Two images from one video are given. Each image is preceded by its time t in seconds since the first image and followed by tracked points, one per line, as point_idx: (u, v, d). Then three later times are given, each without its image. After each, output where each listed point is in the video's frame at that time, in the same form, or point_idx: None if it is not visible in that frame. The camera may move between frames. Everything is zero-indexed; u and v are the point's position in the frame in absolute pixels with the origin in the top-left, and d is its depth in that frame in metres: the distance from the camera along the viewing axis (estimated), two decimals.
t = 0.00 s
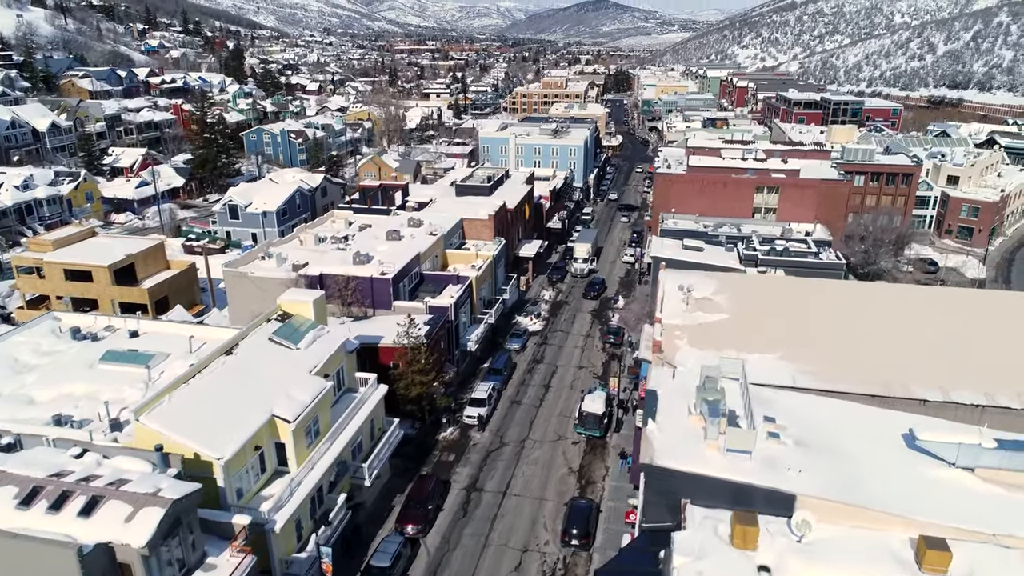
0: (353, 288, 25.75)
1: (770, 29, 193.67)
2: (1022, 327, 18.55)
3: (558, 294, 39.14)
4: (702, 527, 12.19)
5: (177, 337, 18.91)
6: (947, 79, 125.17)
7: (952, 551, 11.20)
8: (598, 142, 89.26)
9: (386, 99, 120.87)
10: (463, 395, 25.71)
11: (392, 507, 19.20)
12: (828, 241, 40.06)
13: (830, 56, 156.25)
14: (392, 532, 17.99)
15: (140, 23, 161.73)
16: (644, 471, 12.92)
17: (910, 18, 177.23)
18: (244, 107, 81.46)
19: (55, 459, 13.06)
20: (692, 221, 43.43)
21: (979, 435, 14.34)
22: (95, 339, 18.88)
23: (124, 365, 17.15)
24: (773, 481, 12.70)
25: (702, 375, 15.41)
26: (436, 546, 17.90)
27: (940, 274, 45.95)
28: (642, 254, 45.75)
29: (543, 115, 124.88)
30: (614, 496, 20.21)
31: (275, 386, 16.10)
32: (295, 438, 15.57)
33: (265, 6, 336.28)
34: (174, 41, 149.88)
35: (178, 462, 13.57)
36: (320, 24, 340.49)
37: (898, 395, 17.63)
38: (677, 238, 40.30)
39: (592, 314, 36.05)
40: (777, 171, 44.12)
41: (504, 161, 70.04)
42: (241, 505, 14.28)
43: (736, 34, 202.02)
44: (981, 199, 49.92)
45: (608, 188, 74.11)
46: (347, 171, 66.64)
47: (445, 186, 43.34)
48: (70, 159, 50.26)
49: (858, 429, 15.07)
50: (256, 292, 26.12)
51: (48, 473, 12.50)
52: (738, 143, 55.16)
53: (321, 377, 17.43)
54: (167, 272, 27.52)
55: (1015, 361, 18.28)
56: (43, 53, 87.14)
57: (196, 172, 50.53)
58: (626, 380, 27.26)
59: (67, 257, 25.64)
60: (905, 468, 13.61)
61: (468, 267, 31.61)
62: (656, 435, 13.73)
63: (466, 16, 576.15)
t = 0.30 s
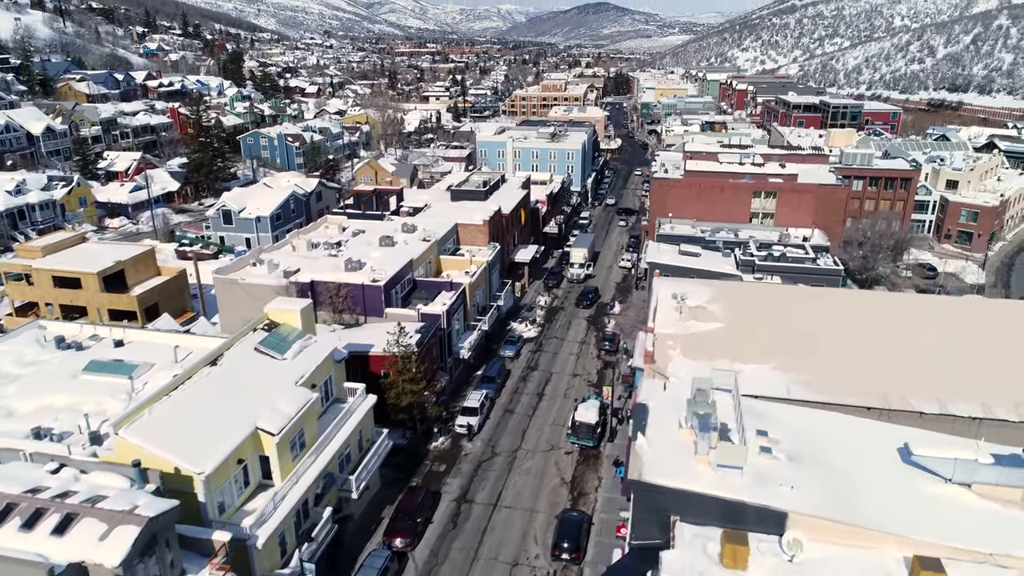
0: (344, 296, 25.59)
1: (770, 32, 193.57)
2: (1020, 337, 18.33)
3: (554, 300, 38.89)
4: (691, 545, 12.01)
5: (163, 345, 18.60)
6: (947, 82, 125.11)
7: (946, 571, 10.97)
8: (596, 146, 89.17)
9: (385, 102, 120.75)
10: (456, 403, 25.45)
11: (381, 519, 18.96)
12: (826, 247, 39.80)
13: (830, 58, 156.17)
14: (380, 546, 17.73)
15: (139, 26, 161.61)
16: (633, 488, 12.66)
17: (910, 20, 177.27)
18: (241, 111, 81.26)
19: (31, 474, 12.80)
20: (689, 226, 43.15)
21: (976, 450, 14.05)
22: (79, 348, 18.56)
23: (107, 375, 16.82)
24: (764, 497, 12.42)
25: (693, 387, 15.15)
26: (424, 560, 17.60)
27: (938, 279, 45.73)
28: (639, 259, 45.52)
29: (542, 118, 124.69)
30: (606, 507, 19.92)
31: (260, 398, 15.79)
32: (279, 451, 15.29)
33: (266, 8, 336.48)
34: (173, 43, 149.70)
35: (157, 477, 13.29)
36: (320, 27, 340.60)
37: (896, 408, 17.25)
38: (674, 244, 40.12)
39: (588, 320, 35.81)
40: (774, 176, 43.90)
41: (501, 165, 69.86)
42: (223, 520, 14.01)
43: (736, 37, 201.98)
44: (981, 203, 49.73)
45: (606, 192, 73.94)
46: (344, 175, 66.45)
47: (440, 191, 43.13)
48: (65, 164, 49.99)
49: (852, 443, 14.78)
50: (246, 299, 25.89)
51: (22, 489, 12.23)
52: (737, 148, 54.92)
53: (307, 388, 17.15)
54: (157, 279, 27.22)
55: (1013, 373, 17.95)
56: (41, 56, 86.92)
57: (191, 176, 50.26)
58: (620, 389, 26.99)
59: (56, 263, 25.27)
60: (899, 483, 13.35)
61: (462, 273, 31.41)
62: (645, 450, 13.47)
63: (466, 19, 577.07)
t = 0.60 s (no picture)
0: (338, 304, 25.28)
1: (773, 35, 193.21)
2: (1019, 354, 18.00)
3: (551, 307, 38.61)
4: (681, 567, 11.73)
5: (149, 357, 18.26)
6: (950, 86, 124.69)
7: None
8: (597, 150, 89.01)
9: (387, 106, 120.83)
10: (450, 413, 25.19)
11: (371, 533, 18.72)
12: (826, 254, 39.45)
13: (834, 62, 155.82)
14: (369, 561, 17.45)
15: (142, 30, 162.16)
16: (623, 507, 12.34)
17: (914, 24, 176.87)
18: (242, 115, 81.26)
19: (9, 490, 12.55)
20: (689, 232, 42.85)
21: (975, 468, 13.72)
22: (66, 358, 18.29)
23: (92, 387, 16.52)
24: (757, 517, 12.11)
25: (686, 402, 14.86)
26: None
27: (941, 286, 45.37)
28: (638, 265, 45.26)
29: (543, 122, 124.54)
30: (600, 522, 19.63)
31: (246, 410, 15.50)
32: (264, 465, 15.00)
33: (269, 12, 337.16)
34: (175, 47, 149.85)
35: (137, 493, 13.01)
36: (324, 30, 341.05)
37: (895, 422, 16.91)
38: (672, 251, 39.87)
39: (585, 328, 35.53)
40: (774, 183, 43.59)
41: (501, 170, 69.72)
42: (206, 537, 13.74)
43: (740, 41, 201.72)
44: (984, 209, 49.32)
45: (607, 197, 73.75)
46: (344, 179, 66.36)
47: (438, 196, 42.94)
48: (63, 169, 49.89)
49: (848, 458, 14.49)
50: (239, 307, 25.67)
51: None
52: (737, 153, 54.63)
53: (295, 400, 16.85)
54: (150, 286, 26.96)
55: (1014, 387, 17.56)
56: (42, 60, 86.89)
57: (190, 182, 50.17)
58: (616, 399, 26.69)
59: (48, 271, 24.96)
60: (896, 502, 13.02)
61: (458, 280, 31.20)
62: (636, 468, 13.14)
63: (469, 22, 578.60)
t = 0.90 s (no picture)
0: (332, 313, 25.01)
1: (777, 41, 192.88)
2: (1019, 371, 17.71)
3: (550, 315, 38.34)
4: None
5: (137, 369, 18.00)
6: (955, 91, 124.33)
7: None
8: (599, 156, 88.83)
9: (389, 112, 120.94)
10: (444, 424, 24.94)
11: (360, 548, 18.50)
12: (828, 262, 39.06)
13: (838, 68, 155.48)
14: None
15: (147, 36, 162.82)
16: (612, 529, 12.01)
17: (918, 30, 176.66)
18: (243, 121, 81.29)
19: None
20: (689, 240, 42.55)
21: (976, 488, 13.35)
22: (52, 369, 18.01)
23: (76, 400, 16.23)
24: (750, 539, 11.76)
25: (679, 418, 14.56)
26: None
27: (944, 294, 44.94)
28: (638, 273, 44.97)
29: (546, 128, 124.45)
30: (593, 537, 19.32)
31: (231, 424, 15.23)
32: (249, 482, 14.73)
33: (274, 17, 338.34)
34: (179, 53, 150.34)
35: (115, 512, 12.74)
36: (329, 36, 342.20)
37: (894, 438, 16.51)
38: (672, 259, 39.61)
39: (583, 337, 35.24)
40: (775, 190, 43.20)
41: (502, 177, 69.60)
42: (188, 554, 13.49)
43: (743, 46, 201.53)
44: (988, 217, 48.88)
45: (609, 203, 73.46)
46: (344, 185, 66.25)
47: (436, 203, 42.76)
48: (63, 175, 49.80)
49: (843, 476, 14.17)
50: (232, 316, 25.48)
51: None
52: (739, 160, 54.30)
53: (282, 414, 16.58)
54: (144, 294, 26.71)
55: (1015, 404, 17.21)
56: (45, 66, 87.14)
57: (189, 188, 50.06)
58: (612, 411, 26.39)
59: (40, 279, 24.68)
60: (894, 523, 12.65)
61: (454, 289, 31.03)
62: (626, 488, 12.84)
63: (473, 27, 580.69)
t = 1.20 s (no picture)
0: (328, 322, 24.84)
1: (785, 46, 192.19)
2: None
3: (551, 323, 38.10)
4: None
5: (128, 379, 17.75)
6: (964, 97, 123.44)
7: None
8: (604, 162, 88.57)
9: (395, 117, 121.18)
10: (440, 436, 24.68)
11: (352, 563, 18.26)
12: (833, 271, 38.57)
13: (846, 73, 154.73)
14: None
15: (155, 41, 163.78)
16: (601, 552, 11.69)
17: (927, 35, 175.66)
18: (248, 126, 81.52)
19: None
20: (692, 248, 42.14)
21: (979, 512, 12.89)
22: (43, 379, 17.80)
23: (64, 412, 15.98)
24: (743, 563, 11.41)
25: (674, 436, 14.23)
26: None
27: (952, 304, 44.36)
28: (641, 281, 44.64)
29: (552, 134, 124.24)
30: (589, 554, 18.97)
31: (219, 438, 14.97)
32: (236, 498, 14.46)
33: (283, 23, 340.04)
34: (187, 58, 151.02)
35: (95, 530, 12.49)
36: (338, 41, 343.50)
37: (895, 456, 16.07)
38: (675, 268, 39.27)
39: (584, 346, 34.91)
40: (780, 198, 42.76)
41: (506, 183, 69.43)
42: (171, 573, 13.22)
43: (751, 51, 200.89)
44: (997, 225, 48.21)
45: (613, 210, 73.16)
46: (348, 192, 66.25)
47: (438, 210, 42.56)
48: (66, 180, 49.91)
49: (842, 497, 13.77)
50: (228, 325, 25.33)
51: None
52: (744, 167, 53.86)
53: (272, 427, 16.30)
54: (140, 302, 26.51)
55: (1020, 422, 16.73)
56: (53, 72, 87.61)
57: (192, 194, 50.08)
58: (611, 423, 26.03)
59: (36, 287, 24.54)
60: (894, 547, 12.22)
61: (454, 298, 30.79)
62: (618, 509, 12.52)
63: (481, 32, 582.45)
